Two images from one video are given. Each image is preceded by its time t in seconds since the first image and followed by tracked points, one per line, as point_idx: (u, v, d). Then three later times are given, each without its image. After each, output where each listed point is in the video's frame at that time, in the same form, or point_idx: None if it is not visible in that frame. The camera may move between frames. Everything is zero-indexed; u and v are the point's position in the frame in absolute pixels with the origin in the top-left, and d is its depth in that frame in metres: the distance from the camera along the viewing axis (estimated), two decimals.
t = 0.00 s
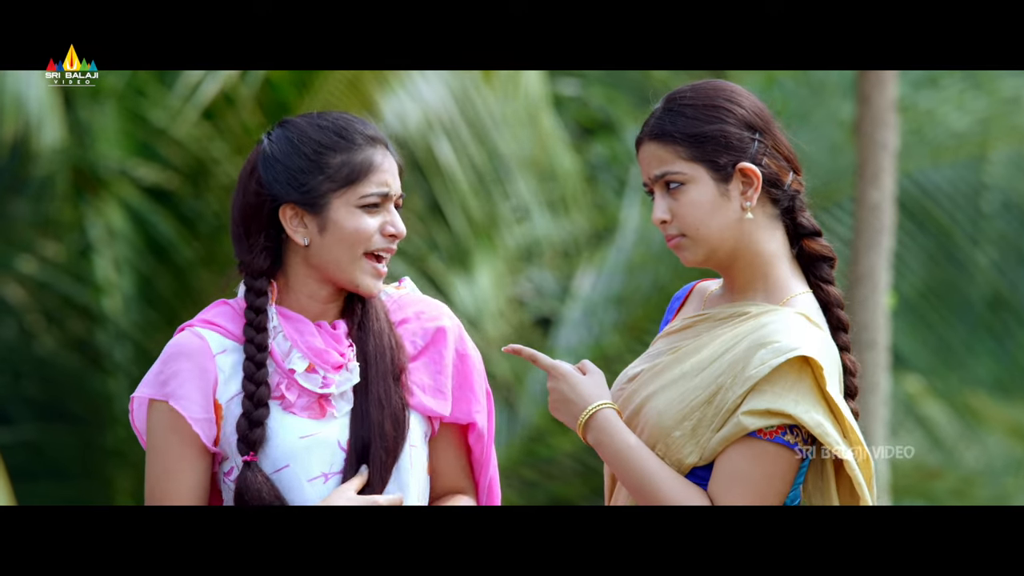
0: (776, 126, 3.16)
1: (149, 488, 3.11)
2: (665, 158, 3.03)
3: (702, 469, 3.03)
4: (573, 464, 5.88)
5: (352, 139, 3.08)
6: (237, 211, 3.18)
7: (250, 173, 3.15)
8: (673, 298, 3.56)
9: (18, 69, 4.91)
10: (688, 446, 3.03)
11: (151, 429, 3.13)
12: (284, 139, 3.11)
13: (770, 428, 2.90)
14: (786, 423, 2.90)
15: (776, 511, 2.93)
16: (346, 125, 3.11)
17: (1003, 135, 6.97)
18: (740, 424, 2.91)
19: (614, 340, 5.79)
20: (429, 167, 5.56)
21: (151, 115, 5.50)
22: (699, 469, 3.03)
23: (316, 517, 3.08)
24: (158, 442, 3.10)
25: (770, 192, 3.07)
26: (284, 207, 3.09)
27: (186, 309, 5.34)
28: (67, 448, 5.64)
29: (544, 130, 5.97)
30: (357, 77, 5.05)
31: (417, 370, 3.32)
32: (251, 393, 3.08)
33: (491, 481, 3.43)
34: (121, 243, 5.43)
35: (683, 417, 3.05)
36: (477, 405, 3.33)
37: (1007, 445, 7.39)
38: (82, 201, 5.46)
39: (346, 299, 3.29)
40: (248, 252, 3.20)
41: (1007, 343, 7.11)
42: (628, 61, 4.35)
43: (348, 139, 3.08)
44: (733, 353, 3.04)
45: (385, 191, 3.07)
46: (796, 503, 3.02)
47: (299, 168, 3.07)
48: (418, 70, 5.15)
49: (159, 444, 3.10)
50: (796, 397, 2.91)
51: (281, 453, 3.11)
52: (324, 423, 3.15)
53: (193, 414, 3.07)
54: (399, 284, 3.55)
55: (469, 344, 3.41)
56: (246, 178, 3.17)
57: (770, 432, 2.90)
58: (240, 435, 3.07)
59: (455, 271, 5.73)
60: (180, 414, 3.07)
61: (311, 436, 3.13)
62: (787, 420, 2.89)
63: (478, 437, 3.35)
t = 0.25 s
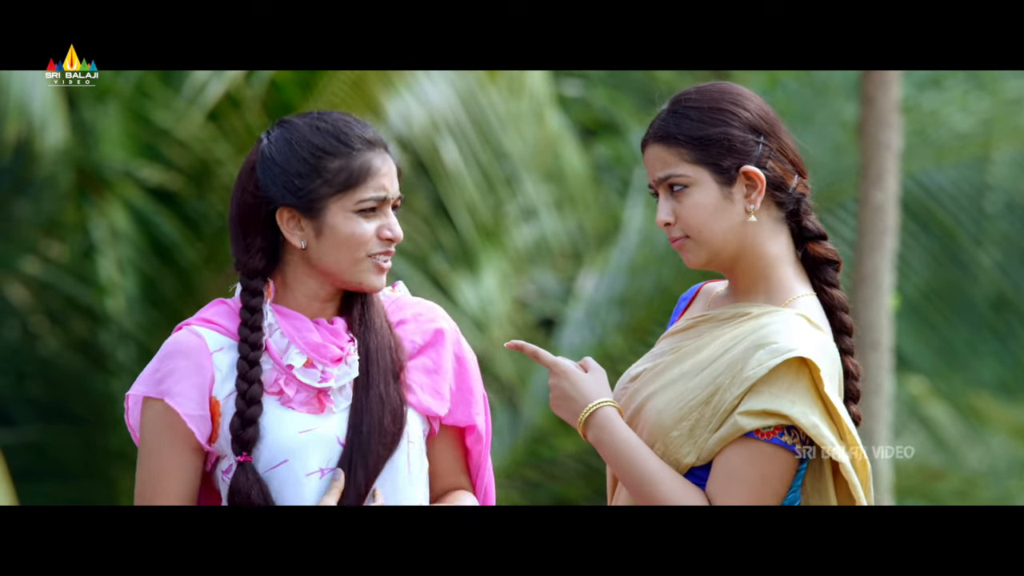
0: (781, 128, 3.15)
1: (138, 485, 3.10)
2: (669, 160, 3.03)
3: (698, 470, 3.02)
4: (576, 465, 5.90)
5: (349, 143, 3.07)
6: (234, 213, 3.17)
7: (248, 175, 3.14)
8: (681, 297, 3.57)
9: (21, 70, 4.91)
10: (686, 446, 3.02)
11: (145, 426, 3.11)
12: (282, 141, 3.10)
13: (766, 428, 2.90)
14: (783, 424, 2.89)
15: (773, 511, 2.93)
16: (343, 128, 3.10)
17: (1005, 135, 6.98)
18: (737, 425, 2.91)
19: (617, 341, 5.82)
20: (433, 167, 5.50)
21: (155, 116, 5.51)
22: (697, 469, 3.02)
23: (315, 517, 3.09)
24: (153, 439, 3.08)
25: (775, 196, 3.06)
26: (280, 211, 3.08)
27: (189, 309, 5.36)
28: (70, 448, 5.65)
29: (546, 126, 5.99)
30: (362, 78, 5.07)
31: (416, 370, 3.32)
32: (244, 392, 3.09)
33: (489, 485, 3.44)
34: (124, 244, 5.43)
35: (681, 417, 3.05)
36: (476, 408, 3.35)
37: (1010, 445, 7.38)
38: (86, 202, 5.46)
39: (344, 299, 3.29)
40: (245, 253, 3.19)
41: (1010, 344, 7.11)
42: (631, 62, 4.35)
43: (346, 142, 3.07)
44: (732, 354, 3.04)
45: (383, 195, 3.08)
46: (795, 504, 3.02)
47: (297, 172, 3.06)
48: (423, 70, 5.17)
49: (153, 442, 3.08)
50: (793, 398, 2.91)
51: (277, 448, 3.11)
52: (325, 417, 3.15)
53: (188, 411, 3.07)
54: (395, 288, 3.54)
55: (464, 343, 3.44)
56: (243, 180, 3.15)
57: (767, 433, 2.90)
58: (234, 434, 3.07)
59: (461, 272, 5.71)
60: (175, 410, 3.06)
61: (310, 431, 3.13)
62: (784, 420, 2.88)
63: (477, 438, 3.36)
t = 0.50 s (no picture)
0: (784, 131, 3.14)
1: (150, 489, 3.10)
2: (672, 161, 3.03)
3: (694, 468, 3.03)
4: (576, 466, 5.92)
5: (352, 151, 3.07)
6: (232, 208, 3.17)
7: (249, 172, 3.14)
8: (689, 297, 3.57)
9: (22, 71, 4.92)
10: (680, 444, 3.02)
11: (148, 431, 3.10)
12: (286, 141, 3.09)
13: (760, 426, 2.90)
14: (776, 423, 2.89)
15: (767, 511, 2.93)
16: (348, 135, 3.10)
17: (1006, 135, 6.98)
18: (730, 423, 2.91)
19: (618, 342, 5.83)
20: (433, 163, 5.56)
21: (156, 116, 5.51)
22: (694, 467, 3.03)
23: (314, 517, 3.10)
24: (156, 443, 3.08)
25: (777, 198, 3.06)
26: (276, 212, 3.09)
27: (190, 309, 5.36)
28: (71, 448, 5.65)
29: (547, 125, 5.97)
30: (363, 78, 5.09)
31: (412, 366, 3.33)
32: (241, 389, 3.07)
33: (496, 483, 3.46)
34: (125, 244, 5.43)
35: (677, 415, 3.05)
36: (473, 398, 3.36)
37: (1011, 446, 7.38)
38: (87, 203, 5.46)
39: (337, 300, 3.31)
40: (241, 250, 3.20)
41: (1010, 344, 7.11)
42: (630, 62, 4.35)
43: (349, 150, 3.07)
44: (728, 352, 3.04)
45: (380, 207, 3.07)
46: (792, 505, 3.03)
47: (296, 175, 3.06)
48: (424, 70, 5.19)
49: (157, 446, 3.08)
50: (786, 397, 2.91)
51: (276, 447, 3.10)
52: (324, 416, 3.15)
53: (190, 415, 3.05)
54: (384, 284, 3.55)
55: (461, 339, 3.45)
56: (244, 176, 3.15)
57: (761, 431, 2.90)
58: (232, 434, 3.06)
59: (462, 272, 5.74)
60: (178, 415, 3.05)
61: (312, 431, 3.12)
62: (776, 419, 2.88)
63: (479, 427, 3.36)
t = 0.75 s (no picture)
0: (788, 131, 3.14)
1: (151, 489, 3.09)
2: (675, 161, 3.03)
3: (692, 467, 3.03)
4: (576, 466, 5.93)
5: (358, 142, 3.07)
6: (236, 201, 3.17)
7: (253, 165, 3.14)
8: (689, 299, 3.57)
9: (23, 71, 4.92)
10: (680, 444, 3.02)
11: (153, 431, 3.10)
12: (290, 134, 3.10)
13: (758, 426, 2.90)
14: (774, 423, 2.89)
15: (765, 511, 2.93)
16: (352, 127, 3.10)
17: (1006, 136, 6.99)
18: (729, 423, 2.91)
19: (618, 342, 5.84)
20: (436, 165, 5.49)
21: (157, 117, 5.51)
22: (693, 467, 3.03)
23: (324, 517, 3.10)
24: (160, 444, 3.08)
25: (779, 199, 3.06)
26: (282, 203, 3.09)
27: (190, 310, 5.36)
28: (71, 448, 5.66)
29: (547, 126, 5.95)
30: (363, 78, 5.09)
31: (419, 365, 3.32)
32: (249, 387, 3.08)
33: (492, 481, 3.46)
34: (125, 244, 5.43)
35: (676, 415, 3.06)
36: (473, 395, 3.35)
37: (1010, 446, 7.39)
38: (86, 204, 5.44)
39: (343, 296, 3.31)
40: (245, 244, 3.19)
41: (1009, 344, 7.11)
42: (630, 62, 4.35)
43: (353, 141, 3.07)
44: (728, 352, 3.04)
45: (385, 197, 3.07)
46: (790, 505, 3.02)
47: (302, 166, 3.06)
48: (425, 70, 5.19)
49: (161, 446, 3.08)
50: (785, 397, 2.91)
51: (282, 448, 3.10)
52: (332, 417, 3.15)
53: (196, 416, 3.05)
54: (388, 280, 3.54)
55: (466, 339, 3.44)
56: (248, 169, 3.15)
57: (759, 431, 2.90)
58: (240, 431, 3.06)
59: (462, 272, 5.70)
60: (184, 416, 3.05)
61: (321, 432, 3.12)
62: (774, 419, 2.88)
63: (476, 426, 3.36)
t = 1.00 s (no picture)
0: (789, 132, 3.14)
1: (157, 490, 3.10)
2: (678, 163, 3.03)
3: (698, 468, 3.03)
4: (577, 467, 5.94)
5: (364, 141, 3.08)
6: (242, 201, 3.16)
7: (259, 165, 3.13)
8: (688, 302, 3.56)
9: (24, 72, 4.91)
10: (686, 446, 3.02)
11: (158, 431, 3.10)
12: (296, 133, 3.10)
13: (763, 427, 2.90)
14: (780, 424, 2.89)
15: (769, 512, 2.94)
16: (358, 126, 3.11)
17: (1006, 136, 6.99)
18: (735, 424, 2.91)
19: (618, 343, 5.86)
20: (439, 165, 5.53)
21: (157, 118, 5.51)
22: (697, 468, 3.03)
23: (330, 518, 3.09)
24: (165, 445, 3.08)
25: (782, 200, 3.06)
26: (289, 201, 3.08)
27: (190, 311, 5.36)
28: (71, 449, 5.66)
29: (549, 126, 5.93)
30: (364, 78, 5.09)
31: (425, 365, 3.32)
32: (256, 386, 3.08)
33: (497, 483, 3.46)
34: (125, 244, 5.43)
35: (680, 417, 3.05)
36: (480, 396, 3.35)
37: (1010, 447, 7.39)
38: (87, 204, 5.45)
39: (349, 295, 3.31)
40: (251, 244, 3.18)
41: (1009, 345, 7.12)
42: (630, 63, 4.35)
43: (360, 139, 3.08)
44: (734, 353, 3.04)
45: (392, 195, 3.07)
46: (795, 507, 3.01)
47: (308, 164, 3.06)
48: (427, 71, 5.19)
49: (166, 447, 3.08)
50: (790, 398, 2.91)
51: (287, 448, 3.10)
52: (338, 416, 3.15)
53: (201, 416, 3.05)
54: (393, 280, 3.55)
55: (472, 339, 3.45)
56: (253, 168, 3.15)
57: (764, 432, 2.90)
58: (246, 430, 3.05)
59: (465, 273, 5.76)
60: (188, 416, 3.05)
61: (326, 432, 3.12)
62: (780, 420, 2.88)
63: (483, 427, 3.37)
